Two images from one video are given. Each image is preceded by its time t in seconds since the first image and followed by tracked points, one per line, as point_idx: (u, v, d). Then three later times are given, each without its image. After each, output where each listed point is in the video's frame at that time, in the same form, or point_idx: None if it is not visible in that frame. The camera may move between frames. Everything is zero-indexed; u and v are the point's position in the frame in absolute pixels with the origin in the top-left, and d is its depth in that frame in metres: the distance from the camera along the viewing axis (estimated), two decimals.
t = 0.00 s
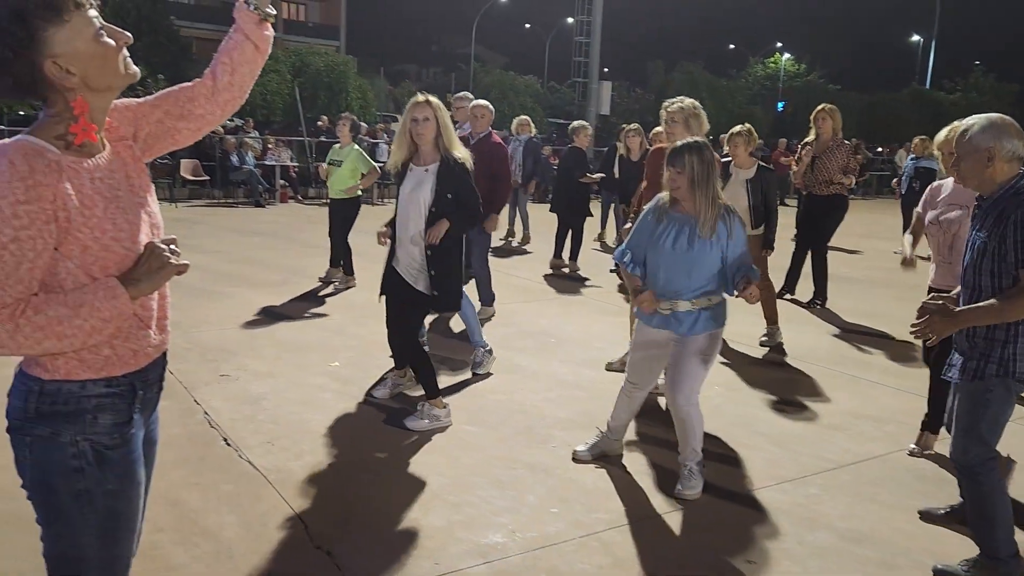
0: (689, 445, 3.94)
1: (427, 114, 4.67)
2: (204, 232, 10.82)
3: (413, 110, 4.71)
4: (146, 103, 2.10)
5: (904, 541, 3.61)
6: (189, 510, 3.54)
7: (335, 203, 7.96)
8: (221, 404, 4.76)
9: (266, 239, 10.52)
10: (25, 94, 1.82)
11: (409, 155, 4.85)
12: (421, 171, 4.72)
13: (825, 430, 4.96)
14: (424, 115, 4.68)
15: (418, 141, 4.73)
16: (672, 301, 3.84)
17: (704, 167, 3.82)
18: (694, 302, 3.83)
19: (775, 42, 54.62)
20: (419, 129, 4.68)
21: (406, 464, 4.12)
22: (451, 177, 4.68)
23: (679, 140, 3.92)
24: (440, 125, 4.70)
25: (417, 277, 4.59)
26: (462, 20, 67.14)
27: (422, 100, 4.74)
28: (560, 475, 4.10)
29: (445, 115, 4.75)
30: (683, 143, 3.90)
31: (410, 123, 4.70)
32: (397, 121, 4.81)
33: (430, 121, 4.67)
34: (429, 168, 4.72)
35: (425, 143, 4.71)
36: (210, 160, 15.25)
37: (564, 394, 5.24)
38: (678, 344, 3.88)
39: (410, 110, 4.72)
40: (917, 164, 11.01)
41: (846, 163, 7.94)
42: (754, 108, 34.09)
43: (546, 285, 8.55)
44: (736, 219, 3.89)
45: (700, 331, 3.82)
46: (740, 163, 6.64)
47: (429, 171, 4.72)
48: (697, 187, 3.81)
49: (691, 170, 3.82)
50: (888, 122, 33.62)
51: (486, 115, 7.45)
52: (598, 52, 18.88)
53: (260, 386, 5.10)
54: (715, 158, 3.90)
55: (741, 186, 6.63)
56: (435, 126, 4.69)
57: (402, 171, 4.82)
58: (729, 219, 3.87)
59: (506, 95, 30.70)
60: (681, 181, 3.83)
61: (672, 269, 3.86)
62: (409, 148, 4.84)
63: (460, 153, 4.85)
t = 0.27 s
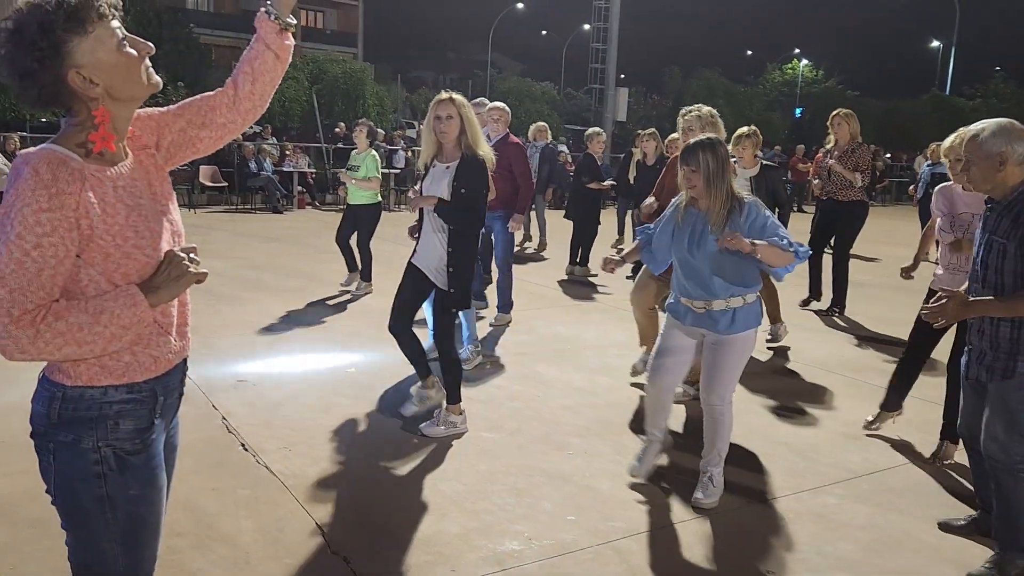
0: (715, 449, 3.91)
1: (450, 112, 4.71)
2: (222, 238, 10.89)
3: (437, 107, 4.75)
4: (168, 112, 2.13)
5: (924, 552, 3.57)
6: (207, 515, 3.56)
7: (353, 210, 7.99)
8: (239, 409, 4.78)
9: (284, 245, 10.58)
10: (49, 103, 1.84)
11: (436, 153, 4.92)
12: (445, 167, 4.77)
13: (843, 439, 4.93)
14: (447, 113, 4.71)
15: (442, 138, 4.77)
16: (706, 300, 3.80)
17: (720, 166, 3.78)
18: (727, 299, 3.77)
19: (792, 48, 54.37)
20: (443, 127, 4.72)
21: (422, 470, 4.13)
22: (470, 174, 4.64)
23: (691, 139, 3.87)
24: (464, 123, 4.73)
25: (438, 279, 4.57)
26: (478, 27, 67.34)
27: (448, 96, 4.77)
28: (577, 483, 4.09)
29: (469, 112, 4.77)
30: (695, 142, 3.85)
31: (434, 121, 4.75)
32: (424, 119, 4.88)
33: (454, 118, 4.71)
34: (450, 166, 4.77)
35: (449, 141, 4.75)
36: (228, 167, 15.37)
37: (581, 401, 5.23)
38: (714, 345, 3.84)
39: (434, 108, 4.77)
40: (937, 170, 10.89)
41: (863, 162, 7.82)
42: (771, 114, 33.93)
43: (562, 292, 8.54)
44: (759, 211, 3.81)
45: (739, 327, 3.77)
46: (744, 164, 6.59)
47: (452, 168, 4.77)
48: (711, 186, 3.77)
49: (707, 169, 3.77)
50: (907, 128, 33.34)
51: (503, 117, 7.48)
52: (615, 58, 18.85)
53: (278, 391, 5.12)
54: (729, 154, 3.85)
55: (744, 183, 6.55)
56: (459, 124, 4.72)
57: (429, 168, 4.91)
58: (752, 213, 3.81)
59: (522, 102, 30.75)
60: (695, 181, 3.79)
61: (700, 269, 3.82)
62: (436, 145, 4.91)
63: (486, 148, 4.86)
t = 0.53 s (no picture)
0: (729, 458, 3.89)
1: (466, 126, 4.74)
2: (238, 244, 10.96)
3: (453, 122, 4.79)
4: (188, 119, 2.16)
5: (939, 562, 3.54)
6: (220, 519, 3.58)
7: (367, 216, 8.03)
8: (253, 414, 4.81)
9: (299, 250, 10.64)
10: (69, 112, 1.87)
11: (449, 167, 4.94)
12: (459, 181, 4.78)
13: (857, 447, 4.89)
14: (462, 127, 4.75)
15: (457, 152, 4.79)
16: (718, 312, 3.79)
17: (733, 177, 3.78)
18: (741, 312, 3.76)
19: (808, 54, 54.16)
20: (459, 141, 4.75)
21: (434, 476, 4.14)
22: (486, 187, 4.67)
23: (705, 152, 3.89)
24: (479, 137, 4.76)
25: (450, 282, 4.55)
26: (493, 34, 67.53)
27: (463, 111, 4.82)
28: (589, 490, 4.08)
29: (484, 127, 4.81)
30: (709, 156, 3.87)
31: (449, 135, 4.78)
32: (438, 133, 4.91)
33: (469, 133, 4.75)
34: (465, 179, 4.78)
35: (463, 155, 4.77)
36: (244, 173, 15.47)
37: (594, 408, 5.23)
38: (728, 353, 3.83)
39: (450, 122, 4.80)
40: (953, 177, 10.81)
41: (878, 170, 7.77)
42: (787, 120, 33.80)
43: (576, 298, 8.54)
44: (769, 229, 3.79)
45: (752, 339, 3.76)
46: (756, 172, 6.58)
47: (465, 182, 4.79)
48: (724, 198, 3.77)
49: (719, 181, 3.78)
50: (924, 134, 33.11)
51: (516, 124, 7.51)
52: (629, 65, 18.85)
53: (292, 396, 5.15)
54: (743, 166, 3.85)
55: (757, 189, 6.52)
56: (474, 138, 4.76)
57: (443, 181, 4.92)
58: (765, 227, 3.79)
59: (536, 108, 30.80)
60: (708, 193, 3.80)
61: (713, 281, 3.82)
62: (450, 160, 4.95)
63: (500, 164, 4.89)
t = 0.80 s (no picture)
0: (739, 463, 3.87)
1: (483, 124, 4.74)
2: (252, 248, 11.02)
3: (469, 119, 4.78)
4: (205, 125, 2.18)
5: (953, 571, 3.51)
6: (234, 522, 3.60)
7: (379, 220, 8.06)
8: (266, 418, 4.83)
9: (313, 255, 10.68)
10: (88, 118, 1.89)
11: (462, 164, 4.93)
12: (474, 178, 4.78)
13: (872, 455, 4.86)
14: (479, 125, 4.75)
15: (472, 151, 4.79)
16: (726, 316, 3.81)
17: (749, 182, 3.77)
18: (748, 318, 3.77)
19: (821, 59, 54.02)
20: (475, 139, 4.75)
21: (447, 481, 4.14)
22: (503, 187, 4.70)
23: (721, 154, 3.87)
24: (495, 136, 4.78)
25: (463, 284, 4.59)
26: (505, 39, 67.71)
27: (478, 108, 4.81)
28: (602, 496, 4.07)
29: (499, 126, 4.82)
30: (724, 157, 3.85)
31: (466, 133, 4.78)
32: (451, 129, 4.90)
33: (486, 131, 4.75)
34: (479, 176, 4.78)
35: (478, 153, 4.78)
36: (258, 178, 15.55)
37: (606, 413, 5.22)
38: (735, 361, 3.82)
39: (465, 119, 4.80)
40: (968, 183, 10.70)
41: (891, 177, 7.75)
42: (800, 125, 33.69)
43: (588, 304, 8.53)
44: (794, 232, 3.81)
45: (756, 346, 3.76)
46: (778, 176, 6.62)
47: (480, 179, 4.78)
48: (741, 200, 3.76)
49: (734, 185, 3.77)
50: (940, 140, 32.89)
51: (528, 129, 7.58)
52: (642, 70, 18.82)
53: (305, 401, 5.16)
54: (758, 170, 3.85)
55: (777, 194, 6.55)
56: (490, 137, 4.77)
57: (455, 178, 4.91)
58: (782, 234, 3.80)
59: (548, 113, 30.81)
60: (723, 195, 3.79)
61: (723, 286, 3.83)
62: (463, 158, 4.92)
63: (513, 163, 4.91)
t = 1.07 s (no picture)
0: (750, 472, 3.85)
1: (495, 138, 4.77)
2: (264, 252, 11.07)
3: (479, 133, 4.81)
4: (222, 131, 2.20)
5: None
6: (244, 526, 3.61)
7: (391, 225, 8.08)
8: (277, 422, 4.84)
9: (324, 260, 10.72)
10: (105, 124, 1.91)
11: (473, 179, 4.95)
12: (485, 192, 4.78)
13: (885, 462, 4.83)
14: (490, 138, 4.77)
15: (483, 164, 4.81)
16: (737, 330, 3.80)
17: (753, 193, 3.75)
18: (759, 331, 3.77)
19: (834, 65, 53.83)
20: (486, 152, 4.77)
21: (457, 486, 4.14)
22: (512, 201, 4.72)
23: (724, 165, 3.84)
24: (505, 150, 4.80)
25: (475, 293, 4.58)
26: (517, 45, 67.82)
27: (488, 122, 4.84)
28: (612, 502, 4.06)
29: (509, 140, 4.84)
30: (729, 168, 3.82)
31: (476, 147, 4.79)
32: (462, 142, 4.92)
33: (497, 144, 4.77)
34: (490, 189, 4.79)
35: (489, 167, 4.79)
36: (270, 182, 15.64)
37: (617, 419, 5.21)
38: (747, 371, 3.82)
39: (476, 132, 4.83)
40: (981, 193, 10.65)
41: (903, 184, 7.71)
42: (812, 131, 33.57)
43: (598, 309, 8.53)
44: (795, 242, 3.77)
45: (769, 359, 3.75)
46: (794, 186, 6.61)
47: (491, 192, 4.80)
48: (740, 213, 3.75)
49: (740, 197, 3.75)
50: (953, 145, 32.67)
51: (538, 136, 7.60)
52: (654, 76, 18.81)
53: (316, 405, 5.17)
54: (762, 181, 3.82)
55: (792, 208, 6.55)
56: (500, 150, 4.79)
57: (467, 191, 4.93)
58: (786, 245, 3.75)
59: (559, 118, 30.84)
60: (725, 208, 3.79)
61: (733, 300, 3.83)
62: (473, 172, 4.95)
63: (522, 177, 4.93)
